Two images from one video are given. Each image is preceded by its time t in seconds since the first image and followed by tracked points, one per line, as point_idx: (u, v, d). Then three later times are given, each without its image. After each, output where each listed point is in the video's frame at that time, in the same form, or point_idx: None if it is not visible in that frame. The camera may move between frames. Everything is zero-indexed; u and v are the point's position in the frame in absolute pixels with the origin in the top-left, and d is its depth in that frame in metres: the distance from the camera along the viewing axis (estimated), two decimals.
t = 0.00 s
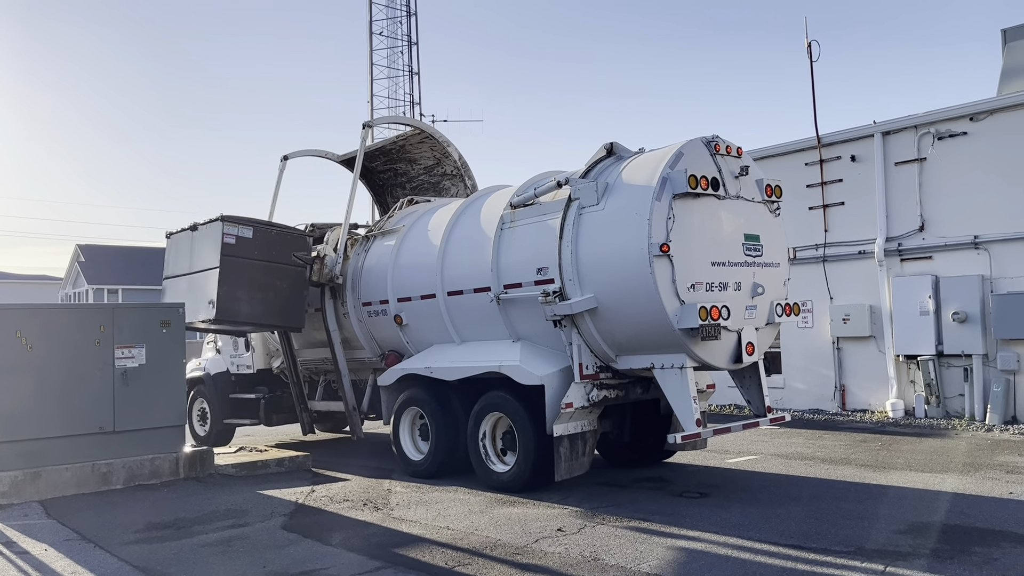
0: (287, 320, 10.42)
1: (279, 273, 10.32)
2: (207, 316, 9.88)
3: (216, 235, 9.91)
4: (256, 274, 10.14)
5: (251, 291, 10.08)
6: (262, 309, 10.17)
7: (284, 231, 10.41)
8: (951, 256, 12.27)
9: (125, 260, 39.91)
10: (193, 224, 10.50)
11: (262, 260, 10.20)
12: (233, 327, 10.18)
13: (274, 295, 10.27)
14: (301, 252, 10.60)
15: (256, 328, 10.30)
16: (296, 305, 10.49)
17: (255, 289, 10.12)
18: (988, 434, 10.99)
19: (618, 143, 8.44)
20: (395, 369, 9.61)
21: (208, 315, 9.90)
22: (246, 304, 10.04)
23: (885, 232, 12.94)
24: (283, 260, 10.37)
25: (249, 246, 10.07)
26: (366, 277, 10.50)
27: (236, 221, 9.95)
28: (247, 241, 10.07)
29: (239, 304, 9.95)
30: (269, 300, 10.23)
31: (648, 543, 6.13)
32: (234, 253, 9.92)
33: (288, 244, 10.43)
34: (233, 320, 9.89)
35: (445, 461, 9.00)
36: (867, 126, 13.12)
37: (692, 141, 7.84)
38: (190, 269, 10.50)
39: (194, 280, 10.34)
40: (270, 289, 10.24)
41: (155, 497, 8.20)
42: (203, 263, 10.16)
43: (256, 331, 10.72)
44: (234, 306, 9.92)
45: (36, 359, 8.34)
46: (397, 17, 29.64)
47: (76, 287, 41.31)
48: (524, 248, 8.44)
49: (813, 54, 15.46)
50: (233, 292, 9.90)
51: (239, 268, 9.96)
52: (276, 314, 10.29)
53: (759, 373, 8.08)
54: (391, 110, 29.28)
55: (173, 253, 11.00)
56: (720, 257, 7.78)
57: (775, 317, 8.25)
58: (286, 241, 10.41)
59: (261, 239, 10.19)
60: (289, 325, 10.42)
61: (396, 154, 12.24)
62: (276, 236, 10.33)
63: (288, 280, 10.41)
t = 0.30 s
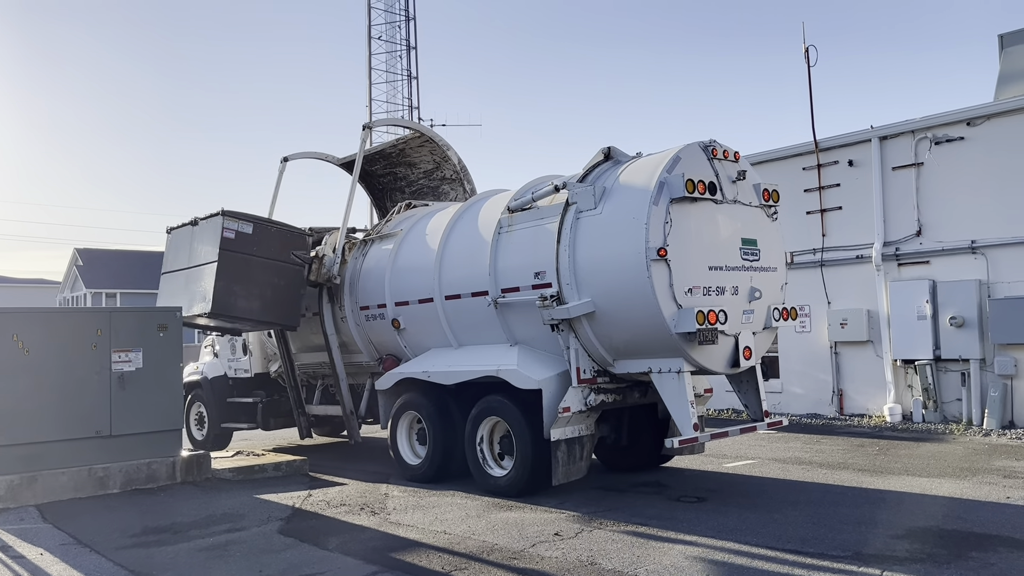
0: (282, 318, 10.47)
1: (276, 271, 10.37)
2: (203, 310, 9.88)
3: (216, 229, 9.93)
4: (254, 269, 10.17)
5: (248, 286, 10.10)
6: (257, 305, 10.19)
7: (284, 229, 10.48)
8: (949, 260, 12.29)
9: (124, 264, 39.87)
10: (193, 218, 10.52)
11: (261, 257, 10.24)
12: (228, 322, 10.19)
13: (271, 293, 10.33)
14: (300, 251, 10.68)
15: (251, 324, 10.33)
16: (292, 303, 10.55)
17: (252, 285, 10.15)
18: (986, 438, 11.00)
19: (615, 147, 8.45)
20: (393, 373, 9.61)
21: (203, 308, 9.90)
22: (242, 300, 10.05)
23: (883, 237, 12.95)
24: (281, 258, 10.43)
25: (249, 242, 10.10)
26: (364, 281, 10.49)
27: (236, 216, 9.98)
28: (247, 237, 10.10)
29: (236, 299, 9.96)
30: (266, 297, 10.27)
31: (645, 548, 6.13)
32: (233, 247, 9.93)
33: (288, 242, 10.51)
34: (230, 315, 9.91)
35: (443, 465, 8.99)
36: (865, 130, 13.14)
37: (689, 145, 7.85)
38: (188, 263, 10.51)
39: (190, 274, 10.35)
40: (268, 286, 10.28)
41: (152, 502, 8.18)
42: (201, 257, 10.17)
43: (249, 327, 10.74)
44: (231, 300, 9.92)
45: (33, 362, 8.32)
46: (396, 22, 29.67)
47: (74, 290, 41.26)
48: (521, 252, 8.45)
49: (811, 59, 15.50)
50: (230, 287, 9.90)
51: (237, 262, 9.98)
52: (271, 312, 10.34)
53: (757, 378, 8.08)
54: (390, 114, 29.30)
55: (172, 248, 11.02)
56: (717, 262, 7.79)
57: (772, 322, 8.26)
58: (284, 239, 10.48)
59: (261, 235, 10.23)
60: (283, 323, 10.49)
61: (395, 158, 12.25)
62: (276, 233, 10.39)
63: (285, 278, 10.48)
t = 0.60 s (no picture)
0: (279, 317, 10.31)
1: (275, 269, 10.25)
2: (199, 305, 9.73)
3: (217, 225, 9.85)
4: (253, 266, 10.05)
5: (246, 283, 9.97)
6: (254, 302, 10.03)
7: (285, 228, 10.39)
8: (946, 266, 12.31)
9: (121, 268, 39.81)
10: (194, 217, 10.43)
11: (261, 255, 10.13)
12: (224, 318, 10.03)
13: (269, 291, 10.19)
14: (300, 252, 10.58)
15: (247, 322, 10.17)
16: (289, 303, 10.40)
17: (251, 281, 10.01)
18: (984, 444, 11.00)
19: (613, 153, 8.46)
20: (391, 379, 9.60)
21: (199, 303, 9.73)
22: (239, 295, 9.90)
23: (881, 242, 12.97)
24: (281, 257, 10.32)
25: (248, 239, 10.00)
26: (363, 286, 10.49)
27: (238, 212, 9.92)
28: (247, 234, 10.00)
29: (233, 294, 9.81)
30: (264, 295, 10.13)
31: (644, 554, 6.12)
32: (233, 243, 9.84)
33: (288, 241, 10.42)
34: (226, 310, 9.75)
35: (441, 470, 8.98)
36: (862, 136, 13.16)
37: (688, 151, 7.87)
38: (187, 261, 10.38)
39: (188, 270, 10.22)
40: (266, 284, 10.15)
41: (150, 507, 8.16)
42: (201, 251, 10.07)
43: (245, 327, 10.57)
44: (228, 296, 9.77)
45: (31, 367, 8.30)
46: (394, 27, 29.71)
47: (72, 295, 41.24)
48: (520, 257, 8.45)
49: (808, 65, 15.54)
50: (228, 282, 9.77)
51: (236, 258, 9.87)
52: (269, 310, 10.18)
53: (755, 383, 8.08)
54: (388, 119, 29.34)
55: (172, 247, 10.90)
56: (716, 267, 7.80)
57: (771, 327, 8.26)
58: (285, 238, 10.39)
59: (261, 233, 10.15)
60: (280, 322, 10.32)
61: (396, 162, 12.26)
62: (276, 232, 10.30)
63: (284, 278, 10.35)
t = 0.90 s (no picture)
0: (275, 316, 10.13)
1: (274, 267, 10.10)
2: (195, 299, 9.54)
3: (218, 219, 9.69)
4: (252, 263, 9.87)
5: (244, 278, 9.78)
6: (250, 299, 9.85)
7: (286, 227, 10.25)
8: (944, 272, 12.33)
9: (118, 273, 39.76)
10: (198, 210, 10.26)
11: (260, 251, 9.96)
12: (219, 313, 9.83)
13: (267, 289, 10.03)
14: (301, 251, 10.44)
15: (243, 318, 9.98)
16: (286, 302, 10.24)
17: (249, 277, 9.83)
18: (981, 449, 11.01)
19: (612, 158, 8.47)
20: (390, 384, 9.59)
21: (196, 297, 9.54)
22: (237, 291, 9.72)
23: (878, 248, 13.00)
24: (280, 255, 10.17)
25: (249, 235, 9.84)
26: (361, 291, 10.48)
27: (240, 208, 9.75)
28: (248, 230, 9.84)
29: (230, 289, 9.62)
30: (261, 292, 9.96)
31: (643, 560, 6.11)
32: (233, 238, 9.68)
33: (289, 240, 10.26)
34: (222, 305, 9.55)
35: (439, 476, 8.96)
36: (860, 142, 13.20)
37: (686, 157, 7.88)
38: (187, 255, 10.19)
39: (186, 265, 10.04)
40: (264, 281, 9.98)
41: (147, 513, 8.13)
42: (200, 246, 9.89)
43: (240, 323, 10.38)
44: (225, 290, 9.57)
45: (28, 373, 8.28)
46: (392, 33, 29.75)
47: (69, 301, 41.16)
48: (519, 263, 8.45)
49: (805, 71, 15.57)
50: (225, 276, 9.57)
51: (236, 253, 9.70)
52: (265, 307, 10.00)
53: (754, 389, 8.09)
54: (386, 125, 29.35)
55: (172, 243, 10.71)
56: (714, 273, 7.80)
57: (769, 333, 8.27)
58: (285, 236, 10.23)
59: (262, 230, 10.00)
60: (275, 320, 10.14)
61: (395, 167, 12.27)
62: (277, 230, 10.15)
63: (283, 276, 10.19)
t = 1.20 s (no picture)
0: (271, 312, 10.13)
1: (273, 264, 10.13)
2: (191, 290, 9.59)
3: (221, 213, 9.78)
4: (252, 258, 9.91)
5: (242, 273, 9.82)
6: (246, 293, 9.87)
7: (288, 226, 10.29)
8: (941, 277, 12.36)
9: (114, 278, 39.72)
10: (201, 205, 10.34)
11: (260, 247, 10.00)
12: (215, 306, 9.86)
13: (265, 286, 10.04)
14: (301, 251, 10.46)
15: (238, 313, 9.98)
16: (284, 299, 10.23)
17: (247, 272, 9.87)
18: (979, 455, 11.02)
19: (611, 164, 8.48)
20: (388, 389, 9.58)
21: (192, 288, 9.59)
22: (234, 284, 9.75)
23: (875, 253, 13.03)
24: (280, 253, 10.20)
25: (251, 231, 9.90)
26: (359, 296, 10.48)
27: (244, 203, 9.86)
28: (250, 226, 9.91)
29: (227, 281, 9.66)
30: (259, 288, 9.98)
31: (642, 565, 6.10)
32: (234, 232, 9.75)
33: (290, 239, 10.30)
34: (218, 297, 9.59)
35: (437, 482, 8.95)
36: (857, 148, 13.24)
37: (684, 162, 7.90)
38: (187, 249, 10.24)
39: (186, 258, 10.11)
40: (262, 277, 10.00)
41: (145, 519, 8.12)
42: (201, 239, 9.97)
43: (236, 320, 10.38)
44: (222, 283, 9.62)
45: (26, 378, 8.27)
46: (390, 38, 29.79)
47: (66, 306, 41.10)
48: (517, 268, 8.46)
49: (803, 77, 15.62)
50: (223, 269, 9.63)
51: (236, 247, 9.76)
52: (261, 303, 10.01)
53: (752, 394, 8.09)
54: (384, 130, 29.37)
55: (173, 238, 10.77)
56: (712, 278, 7.82)
57: (767, 338, 8.28)
58: (286, 235, 10.27)
59: (263, 227, 10.05)
60: (270, 318, 10.13)
61: (396, 172, 12.28)
62: (278, 228, 10.20)
63: (281, 275, 10.21)
